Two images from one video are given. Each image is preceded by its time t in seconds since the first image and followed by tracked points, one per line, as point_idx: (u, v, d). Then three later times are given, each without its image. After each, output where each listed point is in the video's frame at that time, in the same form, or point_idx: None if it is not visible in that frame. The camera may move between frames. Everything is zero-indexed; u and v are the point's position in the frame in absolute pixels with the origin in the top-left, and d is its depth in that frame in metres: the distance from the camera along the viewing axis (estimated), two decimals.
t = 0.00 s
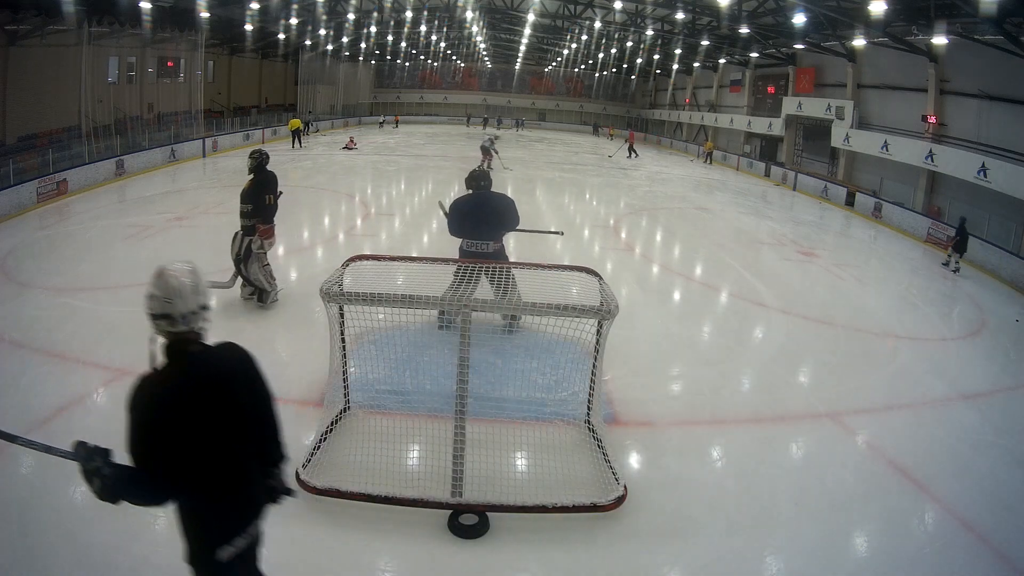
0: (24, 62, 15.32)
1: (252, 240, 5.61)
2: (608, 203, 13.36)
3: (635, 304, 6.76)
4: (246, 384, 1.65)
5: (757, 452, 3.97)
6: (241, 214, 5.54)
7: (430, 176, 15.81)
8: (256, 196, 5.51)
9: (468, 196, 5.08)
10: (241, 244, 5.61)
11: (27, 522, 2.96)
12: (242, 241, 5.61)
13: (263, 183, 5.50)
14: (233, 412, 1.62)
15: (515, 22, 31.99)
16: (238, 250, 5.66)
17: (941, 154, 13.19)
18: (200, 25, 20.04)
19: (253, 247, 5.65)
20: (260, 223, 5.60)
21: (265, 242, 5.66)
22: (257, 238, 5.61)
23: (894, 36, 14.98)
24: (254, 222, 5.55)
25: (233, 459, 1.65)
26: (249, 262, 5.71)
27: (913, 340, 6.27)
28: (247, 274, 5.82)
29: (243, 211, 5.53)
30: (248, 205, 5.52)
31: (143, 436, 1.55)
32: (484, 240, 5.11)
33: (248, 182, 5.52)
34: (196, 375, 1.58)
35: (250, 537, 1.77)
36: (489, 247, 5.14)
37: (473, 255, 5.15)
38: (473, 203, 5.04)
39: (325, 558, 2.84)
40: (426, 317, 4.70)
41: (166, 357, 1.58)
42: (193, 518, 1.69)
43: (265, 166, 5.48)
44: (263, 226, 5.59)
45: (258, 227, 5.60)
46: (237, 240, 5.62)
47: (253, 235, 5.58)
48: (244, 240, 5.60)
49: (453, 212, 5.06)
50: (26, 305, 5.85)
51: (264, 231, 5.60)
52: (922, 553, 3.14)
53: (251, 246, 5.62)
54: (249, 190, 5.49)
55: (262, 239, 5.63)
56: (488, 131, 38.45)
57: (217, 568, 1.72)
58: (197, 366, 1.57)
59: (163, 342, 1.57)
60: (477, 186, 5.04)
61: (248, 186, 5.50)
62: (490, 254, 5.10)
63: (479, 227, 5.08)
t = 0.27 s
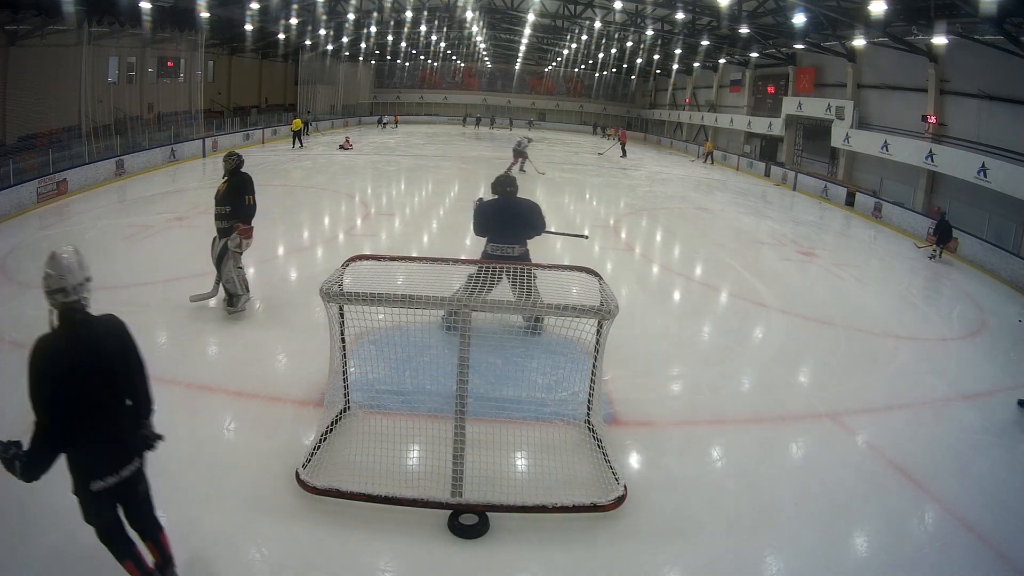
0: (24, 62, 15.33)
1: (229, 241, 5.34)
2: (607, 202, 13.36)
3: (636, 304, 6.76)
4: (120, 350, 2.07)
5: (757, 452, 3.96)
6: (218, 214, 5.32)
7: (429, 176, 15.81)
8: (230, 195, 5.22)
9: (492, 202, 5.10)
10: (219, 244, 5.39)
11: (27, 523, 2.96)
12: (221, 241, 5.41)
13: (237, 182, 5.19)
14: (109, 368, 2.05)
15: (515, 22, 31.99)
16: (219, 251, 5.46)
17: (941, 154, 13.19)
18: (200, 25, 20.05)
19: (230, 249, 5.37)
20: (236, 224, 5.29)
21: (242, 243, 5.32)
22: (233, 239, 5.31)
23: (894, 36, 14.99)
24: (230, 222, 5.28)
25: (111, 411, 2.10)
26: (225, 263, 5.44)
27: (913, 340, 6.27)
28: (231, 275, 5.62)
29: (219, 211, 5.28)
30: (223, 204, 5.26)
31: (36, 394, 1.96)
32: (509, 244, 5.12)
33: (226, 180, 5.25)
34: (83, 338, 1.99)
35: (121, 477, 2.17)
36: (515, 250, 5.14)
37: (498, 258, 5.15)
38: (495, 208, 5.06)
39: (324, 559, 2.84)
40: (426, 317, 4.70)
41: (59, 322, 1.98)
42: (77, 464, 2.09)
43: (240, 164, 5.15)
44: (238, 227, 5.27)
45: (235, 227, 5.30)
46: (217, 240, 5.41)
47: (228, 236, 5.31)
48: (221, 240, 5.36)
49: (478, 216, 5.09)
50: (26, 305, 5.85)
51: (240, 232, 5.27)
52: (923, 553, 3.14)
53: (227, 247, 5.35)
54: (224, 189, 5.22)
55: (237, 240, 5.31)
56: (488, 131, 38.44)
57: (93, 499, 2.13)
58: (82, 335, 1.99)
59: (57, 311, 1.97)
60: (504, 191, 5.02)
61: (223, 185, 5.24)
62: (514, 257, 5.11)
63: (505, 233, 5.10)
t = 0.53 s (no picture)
0: (24, 63, 15.32)
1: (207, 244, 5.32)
2: (607, 202, 13.36)
3: (636, 304, 6.77)
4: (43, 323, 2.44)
5: (757, 452, 3.96)
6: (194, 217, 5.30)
7: (429, 176, 15.81)
8: (207, 198, 5.22)
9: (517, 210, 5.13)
10: (196, 248, 5.36)
11: (28, 522, 2.96)
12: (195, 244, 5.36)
13: (214, 185, 5.21)
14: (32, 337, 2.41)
15: (515, 22, 31.98)
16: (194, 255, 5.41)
17: (941, 154, 13.19)
18: (200, 25, 20.05)
19: (208, 252, 5.35)
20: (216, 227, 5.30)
21: (222, 246, 5.33)
22: (212, 242, 5.31)
23: (894, 36, 14.98)
24: (207, 224, 5.27)
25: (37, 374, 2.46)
26: (202, 268, 5.38)
27: (913, 340, 6.27)
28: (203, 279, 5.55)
29: (196, 214, 5.28)
30: (199, 207, 5.25)
31: None
32: (531, 249, 5.11)
33: (201, 183, 5.27)
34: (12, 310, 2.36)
35: (49, 430, 2.53)
36: (537, 256, 5.11)
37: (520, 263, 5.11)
38: (518, 214, 5.06)
39: (324, 559, 2.84)
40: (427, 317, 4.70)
41: None
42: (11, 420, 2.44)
43: (217, 167, 5.19)
44: (216, 230, 5.27)
45: (214, 230, 5.31)
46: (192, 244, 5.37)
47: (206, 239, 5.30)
48: (198, 244, 5.34)
49: (502, 220, 5.11)
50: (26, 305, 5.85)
51: (220, 235, 5.28)
52: (922, 553, 3.14)
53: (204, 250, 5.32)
54: (200, 192, 5.23)
55: (215, 244, 5.31)
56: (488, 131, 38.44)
57: (25, 447, 2.49)
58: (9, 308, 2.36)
59: None
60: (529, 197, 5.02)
61: (199, 189, 5.24)
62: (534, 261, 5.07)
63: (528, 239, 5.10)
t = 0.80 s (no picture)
0: (24, 63, 15.32)
1: (185, 251, 5.06)
2: (607, 202, 13.36)
3: (636, 304, 6.76)
4: None
5: (757, 453, 3.96)
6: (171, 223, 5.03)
7: (429, 176, 15.81)
8: (187, 202, 4.99)
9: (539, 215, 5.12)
10: (174, 254, 5.08)
11: (26, 522, 2.96)
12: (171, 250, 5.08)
13: (194, 189, 5.01)
14: None
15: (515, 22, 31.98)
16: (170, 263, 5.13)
17: (941, 154, 13.19)
18: (200, 25, 20.05)
19: (188, 259, 5.10)
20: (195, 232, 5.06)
21: (203, 253, 5.09)
22: (193, 248, 5.07)
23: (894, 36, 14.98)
24: (186, 230, 5.02)
25: None
26: (181, 275, 5.11)
27: (913, 340, 6.27)
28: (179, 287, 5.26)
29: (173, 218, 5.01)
30: (176, 212, 4.99)
31: None
32: (552, 250, 5.06)
33: (178, 187, 5.03)
34: None
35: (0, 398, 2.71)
36: (558, 257, 5.06)
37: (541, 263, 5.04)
38: (541, 217, 5.04)
39: (325, 559, 2.83)
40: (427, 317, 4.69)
41: None
42: None
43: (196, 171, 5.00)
44: (197, 236, 5.03)
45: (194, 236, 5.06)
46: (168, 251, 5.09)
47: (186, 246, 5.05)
48: (175, 251, 5.06)
49: (525, 223, 5.10)
50: (26, 305, 5.85)
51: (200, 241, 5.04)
52: (923, 553, 3.14)
53: (184, 258, 5.07)
54: (178, 196, 4.98)
55: (196, 250, 5.06)
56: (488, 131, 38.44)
57: None
58: None
59: None
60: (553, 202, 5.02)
61: (177, 193, 4.99)
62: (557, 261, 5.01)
63: (549, 240, 5.06)
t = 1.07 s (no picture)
0: (24, 63, 15.32)
1: (166, 257, 4.96)
2: (607, 203, 13.37)
3: (636, 304, 6.77)
4: None
5: (757, 452, 3.96)
6: (149, 228, 4.90)
7: (429, 176, 15.81)
8: (167, 207, 4.89)
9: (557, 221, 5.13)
10: (154, 259, 4.96)
11: (27, 523, 2.96)
12: (150, 256, 4.95)
13: (173, 194, 4.91)
14: None
15: (515, 22, 31.99)
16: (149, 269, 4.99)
17: (941, 154, 13.19)
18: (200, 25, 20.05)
19: (169, 264, 4.99)
20: (176, 238, 4.97)
21: (185, 258, 5.02)
22: (175, 254, 4.98)
23: (894, 36, 14.98)
24: (167, 236, 4.92)
25: None
26: (162, 281, 4.98)
27: (913, 340, 6.27)
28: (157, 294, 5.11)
29: (152, 224, 4.89)
30: (155, 217, 4.88)
31: None
32: (568, 252, 4.99)
33: (156, 192, 4.91)
34: None
35: None
36: (573, 259, 4.96)
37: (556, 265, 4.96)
38: (559, 220, 5.06)
39: (325, 559, 2.83)
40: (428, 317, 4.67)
41: None
42: None
43: (174, 176, 4.91)
44: (179, 241, 4.95)
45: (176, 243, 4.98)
46: (147, 257, 4.95)
47: (167, 251, 4.94)
48: (156, 257, 4.95)
49: (544, 226, 5.13)
50: (25, 305, 5.85)
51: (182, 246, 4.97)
52: (923, 553, 3.14)
53: (166, 263, 4.96)
54: (156, 201, 4.87)
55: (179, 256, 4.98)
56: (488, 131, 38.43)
57: None
58: None
59: None
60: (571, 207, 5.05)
61: (156, 198, 4.88)
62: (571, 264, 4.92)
63: (565, 243, 5.02)
